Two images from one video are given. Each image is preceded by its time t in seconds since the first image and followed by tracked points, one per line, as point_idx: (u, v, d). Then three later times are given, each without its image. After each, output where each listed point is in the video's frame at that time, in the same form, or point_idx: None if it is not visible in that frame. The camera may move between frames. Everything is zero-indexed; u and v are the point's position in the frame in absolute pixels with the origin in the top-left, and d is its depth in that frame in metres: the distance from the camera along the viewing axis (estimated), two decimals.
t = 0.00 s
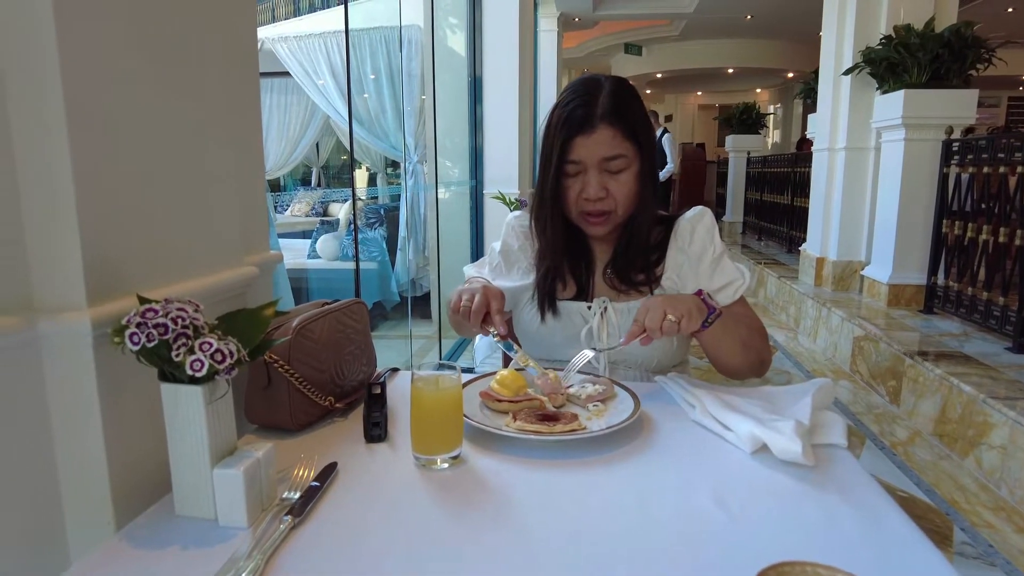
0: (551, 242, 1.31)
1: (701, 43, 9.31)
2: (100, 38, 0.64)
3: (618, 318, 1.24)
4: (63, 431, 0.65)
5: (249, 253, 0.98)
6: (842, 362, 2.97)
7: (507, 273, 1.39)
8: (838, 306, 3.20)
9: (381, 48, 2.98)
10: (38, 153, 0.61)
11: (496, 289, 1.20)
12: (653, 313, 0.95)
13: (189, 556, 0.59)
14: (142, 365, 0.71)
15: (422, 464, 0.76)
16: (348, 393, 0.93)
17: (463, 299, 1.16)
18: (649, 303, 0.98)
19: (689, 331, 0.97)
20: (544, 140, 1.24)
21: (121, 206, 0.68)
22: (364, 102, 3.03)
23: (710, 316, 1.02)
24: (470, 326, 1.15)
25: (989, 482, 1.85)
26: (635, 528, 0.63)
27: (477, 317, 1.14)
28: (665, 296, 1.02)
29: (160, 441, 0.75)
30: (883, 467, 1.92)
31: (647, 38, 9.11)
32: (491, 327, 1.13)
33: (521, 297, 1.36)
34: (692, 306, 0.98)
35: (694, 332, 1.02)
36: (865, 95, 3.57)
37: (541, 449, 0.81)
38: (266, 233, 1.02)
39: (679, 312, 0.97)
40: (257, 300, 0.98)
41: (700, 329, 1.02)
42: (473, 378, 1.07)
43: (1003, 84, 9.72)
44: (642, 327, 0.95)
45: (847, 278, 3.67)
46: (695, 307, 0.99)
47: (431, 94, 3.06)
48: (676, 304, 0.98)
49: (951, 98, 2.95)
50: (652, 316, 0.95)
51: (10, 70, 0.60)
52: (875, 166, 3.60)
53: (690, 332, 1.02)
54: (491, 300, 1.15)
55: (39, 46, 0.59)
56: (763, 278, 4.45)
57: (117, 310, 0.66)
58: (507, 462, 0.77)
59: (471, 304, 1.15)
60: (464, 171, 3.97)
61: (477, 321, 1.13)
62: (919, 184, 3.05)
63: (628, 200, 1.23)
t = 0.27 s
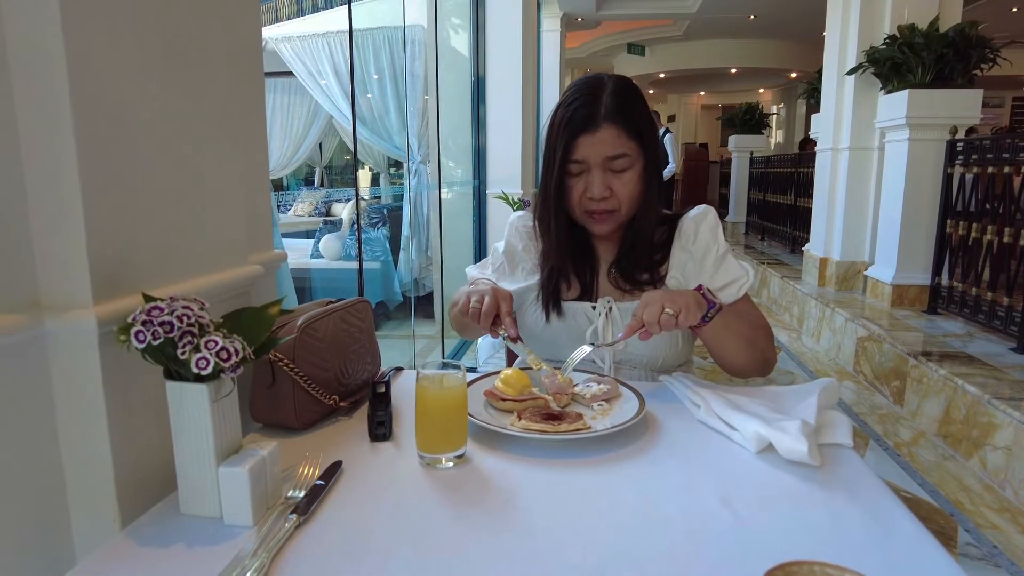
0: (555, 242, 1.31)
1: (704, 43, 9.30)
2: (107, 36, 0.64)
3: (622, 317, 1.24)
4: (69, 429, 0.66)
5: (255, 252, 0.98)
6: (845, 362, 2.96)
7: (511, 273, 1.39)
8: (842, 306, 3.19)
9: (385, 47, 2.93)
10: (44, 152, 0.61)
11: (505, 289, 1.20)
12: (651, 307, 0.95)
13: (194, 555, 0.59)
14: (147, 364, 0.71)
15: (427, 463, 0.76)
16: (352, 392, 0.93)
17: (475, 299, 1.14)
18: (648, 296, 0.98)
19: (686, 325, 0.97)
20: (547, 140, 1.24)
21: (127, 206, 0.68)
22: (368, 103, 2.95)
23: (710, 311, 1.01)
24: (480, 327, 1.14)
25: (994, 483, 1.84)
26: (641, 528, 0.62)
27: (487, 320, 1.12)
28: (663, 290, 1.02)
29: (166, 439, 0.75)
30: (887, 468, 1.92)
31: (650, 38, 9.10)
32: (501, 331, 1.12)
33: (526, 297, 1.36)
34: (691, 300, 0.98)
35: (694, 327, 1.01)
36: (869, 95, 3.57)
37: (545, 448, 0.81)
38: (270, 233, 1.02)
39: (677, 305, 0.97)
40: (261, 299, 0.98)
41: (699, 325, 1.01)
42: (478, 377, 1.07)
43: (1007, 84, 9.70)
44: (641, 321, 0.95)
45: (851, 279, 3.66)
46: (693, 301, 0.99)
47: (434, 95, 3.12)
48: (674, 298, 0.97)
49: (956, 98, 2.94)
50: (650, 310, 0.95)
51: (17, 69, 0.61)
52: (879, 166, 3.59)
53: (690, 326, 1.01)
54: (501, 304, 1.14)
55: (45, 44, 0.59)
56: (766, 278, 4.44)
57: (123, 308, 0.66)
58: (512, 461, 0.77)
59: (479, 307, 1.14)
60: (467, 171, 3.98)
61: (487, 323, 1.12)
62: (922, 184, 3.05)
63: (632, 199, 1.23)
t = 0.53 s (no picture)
0: (557, 242, 1.31)
1: (707, 43, 9.29)
2: (111, 35, 0.64)
3: (624, 318, 1.23)
4: (73, 427, 0.66)
5: (258, 251, 0.98)
6: (848, 363, 2.96)
7: (514, 272, 1.38)
8: (845, 306, 3.18)
9: (387, 47, 2.92)
10: (50, 152, 0.62)
11: (491, 276, 1.22)
12: (651, 316, 0.95)
13: (198, 553, 0.59)
14: (151, 363, 0.72)
15: (430, 463, 0.76)
16: (355, 391, 0.93)
17: (460, 289, 1.17)
18: (648, 305, 0.97)
19: (688, 333, 0.97)
20: (550, 141, 1.24)
21: (131, 205, 0.68)
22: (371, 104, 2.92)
23: (712, 316, 1.02)
24: (469, 317, 1.16)
25: (998, 484, 1.84)
26: (645, 527, 0.62)
27: (474, 308, 1.15)
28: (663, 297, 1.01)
29: (169, 438, 0.75)
30: (890, 468, 1.91)
31: (653, 38, 9.09)
32: (489, 316, 1.14)
33: (528, 297, 1.36)
34: (691, 306, 0.98)
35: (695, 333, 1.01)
36: (872, 95, 3.56)
37: (548, 448, 0.81)
38: (274, 232, 1.02)
39: (677, 314, 0.97)
40: (264, 298, 0.98)
41: (701, 331, 1.02)
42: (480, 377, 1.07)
43: (1011, 84, 9.67)
44: (642, 330, 0.95)
45: (854, 279, 3.65)
46: (694, 307, 0.98)
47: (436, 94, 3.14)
48: (676, 306, 0.97)
49: (960, 98, 2.94)
50: (650, 319, 0.95)
51: (22, 68, 0.61)
52: (882, 166, 3.58)
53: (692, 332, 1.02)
54: (486, 292, 1.16)
55: (49, 43, 0.60)
56: (769, 278, 4.43)
57: (127, 307, 0.66)
58: (515, 460, 0.77)
59: (466, 297, 1.16)
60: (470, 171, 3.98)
61: (474, 312, 1.14)
62: (926, 185, 3.04)
63: (635, 200, 1.23)
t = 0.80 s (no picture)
0: (558, 244, 1.31)
1: (709, 44, 9.28)
2: (113, 37, 0.65)
3: (625, 319, 1.23)
4: (76, 427, 0.66)
5: (260, 252, 0.98)
6: (850, 363, 2.95)
7: (515, 273, 1.38)
8: (847, 307, 3.18)
9: (389, 48, 2.94)
10: (52, 153, 0.62)
11: (490, 272, 1.21)
12: (650, 316, 0.95)
13: (200, 553, 0.59)
14: (154, 364, 0.72)
15: (431, 463, 0.76)
16: (357, 391, 0.93)
17: (458, 285, 1.17)
18: (648, 304, 0.97)
19: (686, 333, 0.97)
20: (550, 143, 1.24)
21: (132, 206, 0.68)
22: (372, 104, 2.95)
23: (711, 317, 1.02)
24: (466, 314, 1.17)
25: (1000, 485, 1.83)
26: (643, 527, 0.63)
27: (471, 307, 1.15)
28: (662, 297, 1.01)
29: (171, 437, 0.75)
30: (891, 469, 1.91)
31: (656, 38, 9.09)
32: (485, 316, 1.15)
33: (529, 299, 1.36)
34: (690, 308, 0.98)
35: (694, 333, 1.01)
36: (875, 96, 3.55)
37: (549, 449, 0.81)
38: (276, 233, 1.03)
39: (677, 313, 0.97)
40: (266, 299, 0.99)
41: (700, 331, 1.02)
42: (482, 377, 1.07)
43: (1014, 85, 9.65)
44: (640, 329, 0.95)
45: (856, 280, 3.65)
46: (693, 309, 0.98)
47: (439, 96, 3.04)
48: (674, 307, 0.97)
49: (962, 99, 2.93)
50: (649, 318, 0.95)
51: (26, 70, 0.61)
52: (885, 167, 3.58)
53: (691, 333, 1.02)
54: (484, 288, 1.16)
55: (52, 44, 0.60)
56: (771, 279, 4.43)
57: (129, 308, 0.66)
58: (516, 461, 0.77)
59: (464, 293, 1.16)
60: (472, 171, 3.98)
61: (472, 310, 1.15)
62: (928, 186, 3.04)
63: (635, 202, 1.23)
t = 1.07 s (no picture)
0: (557, 245, 1.31)
1: (709, 44, 9.27)
2: (113, 37, 0.65)
3: (625, 319, 1.23)
4: (76, 428, 0.66)
5: (260, 252, 0.98)
6: (851, 364, 2.95)
7: (515, 272, 1.39)
8: (848, 308, 3.18)
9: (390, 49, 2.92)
10: (53, 153, 0.62)
11: (485, 265, 1.21)
12: (650, 312, 0.95)
13: (199, 554, 0.59)
14: (153, 364, 0.72)
15: (431, 464, 0.76)
16: (356, 392, 0.93)
17: (454, 277, 1.17)
18: (649, 301, 0.97)
19: (686, 331, 0.97)
20: (549, 144, 1.24)
21: (132, 207, 0.68)
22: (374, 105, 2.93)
23: (711, 317, 1.01)
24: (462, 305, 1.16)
25: (1001, 487, 1.83)
26: (644, 528, 0.62)
27: (469, 298, 1.15)
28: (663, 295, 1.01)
29: (171, 438, 0.75)
30: (892, 470, 1.91)
31: (657, 39, 9.09)
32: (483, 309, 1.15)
33: (529, 299, 1.36)
34: (690, 306, 0.98)
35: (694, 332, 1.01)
36: (875, 96, 3.55)
37: (549, 450, 0.81)
38: (276, 234, 1.03)
39: (676, 312, 0.96)
40: (266, 299, 0.99)
41: (701, 330, 1.02)
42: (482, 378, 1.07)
43: (1015, 85, 9.65)
44: (639, 325, 0.95)
45: (856, 281, 3.65)
46: (693, 307, 0.98)
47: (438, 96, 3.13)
48: (674, 304, 0.97)
49: (963, 99, 2.93)
50: (649, 315, 0.95)
51: (27, 70, 0.61)
52: (885, 167, 3.58)
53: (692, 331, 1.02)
54: (481, 279, 1.17)
55: (52, 44, 0.60)
56: (771, 280, 4.43)
57: (128, 309, 0.66)
58: (516, 462, 0.77)
59: (461, 285, 1.15)
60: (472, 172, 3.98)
61: (470, 302, 1.15)
62: (928, 186, 3.03)
63: (634, 203, 1.23)
